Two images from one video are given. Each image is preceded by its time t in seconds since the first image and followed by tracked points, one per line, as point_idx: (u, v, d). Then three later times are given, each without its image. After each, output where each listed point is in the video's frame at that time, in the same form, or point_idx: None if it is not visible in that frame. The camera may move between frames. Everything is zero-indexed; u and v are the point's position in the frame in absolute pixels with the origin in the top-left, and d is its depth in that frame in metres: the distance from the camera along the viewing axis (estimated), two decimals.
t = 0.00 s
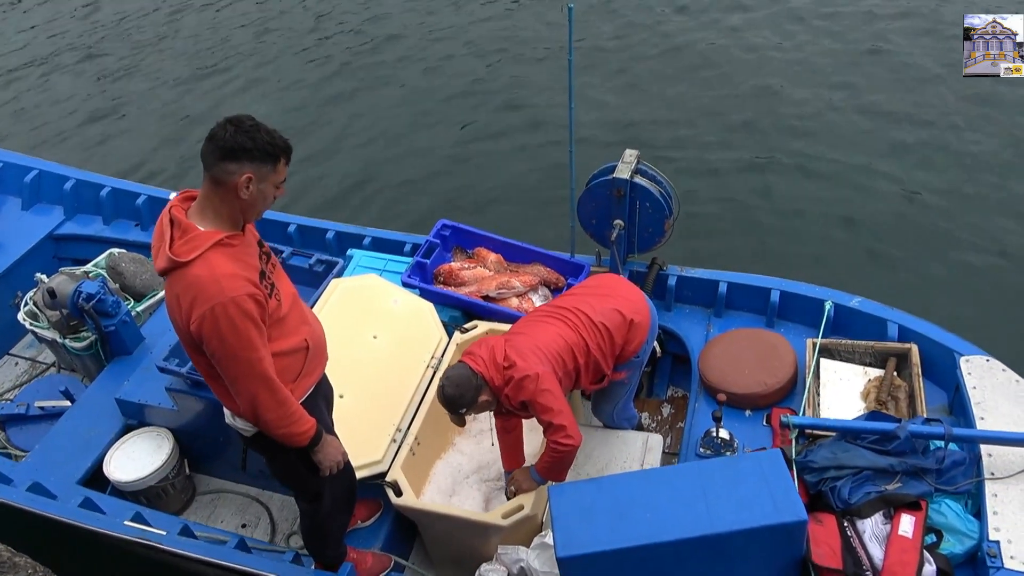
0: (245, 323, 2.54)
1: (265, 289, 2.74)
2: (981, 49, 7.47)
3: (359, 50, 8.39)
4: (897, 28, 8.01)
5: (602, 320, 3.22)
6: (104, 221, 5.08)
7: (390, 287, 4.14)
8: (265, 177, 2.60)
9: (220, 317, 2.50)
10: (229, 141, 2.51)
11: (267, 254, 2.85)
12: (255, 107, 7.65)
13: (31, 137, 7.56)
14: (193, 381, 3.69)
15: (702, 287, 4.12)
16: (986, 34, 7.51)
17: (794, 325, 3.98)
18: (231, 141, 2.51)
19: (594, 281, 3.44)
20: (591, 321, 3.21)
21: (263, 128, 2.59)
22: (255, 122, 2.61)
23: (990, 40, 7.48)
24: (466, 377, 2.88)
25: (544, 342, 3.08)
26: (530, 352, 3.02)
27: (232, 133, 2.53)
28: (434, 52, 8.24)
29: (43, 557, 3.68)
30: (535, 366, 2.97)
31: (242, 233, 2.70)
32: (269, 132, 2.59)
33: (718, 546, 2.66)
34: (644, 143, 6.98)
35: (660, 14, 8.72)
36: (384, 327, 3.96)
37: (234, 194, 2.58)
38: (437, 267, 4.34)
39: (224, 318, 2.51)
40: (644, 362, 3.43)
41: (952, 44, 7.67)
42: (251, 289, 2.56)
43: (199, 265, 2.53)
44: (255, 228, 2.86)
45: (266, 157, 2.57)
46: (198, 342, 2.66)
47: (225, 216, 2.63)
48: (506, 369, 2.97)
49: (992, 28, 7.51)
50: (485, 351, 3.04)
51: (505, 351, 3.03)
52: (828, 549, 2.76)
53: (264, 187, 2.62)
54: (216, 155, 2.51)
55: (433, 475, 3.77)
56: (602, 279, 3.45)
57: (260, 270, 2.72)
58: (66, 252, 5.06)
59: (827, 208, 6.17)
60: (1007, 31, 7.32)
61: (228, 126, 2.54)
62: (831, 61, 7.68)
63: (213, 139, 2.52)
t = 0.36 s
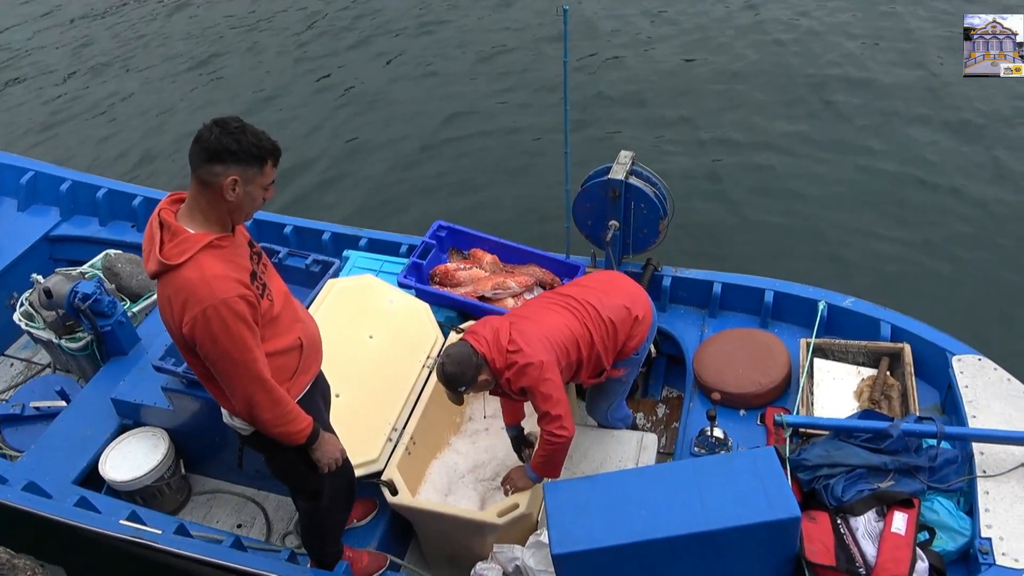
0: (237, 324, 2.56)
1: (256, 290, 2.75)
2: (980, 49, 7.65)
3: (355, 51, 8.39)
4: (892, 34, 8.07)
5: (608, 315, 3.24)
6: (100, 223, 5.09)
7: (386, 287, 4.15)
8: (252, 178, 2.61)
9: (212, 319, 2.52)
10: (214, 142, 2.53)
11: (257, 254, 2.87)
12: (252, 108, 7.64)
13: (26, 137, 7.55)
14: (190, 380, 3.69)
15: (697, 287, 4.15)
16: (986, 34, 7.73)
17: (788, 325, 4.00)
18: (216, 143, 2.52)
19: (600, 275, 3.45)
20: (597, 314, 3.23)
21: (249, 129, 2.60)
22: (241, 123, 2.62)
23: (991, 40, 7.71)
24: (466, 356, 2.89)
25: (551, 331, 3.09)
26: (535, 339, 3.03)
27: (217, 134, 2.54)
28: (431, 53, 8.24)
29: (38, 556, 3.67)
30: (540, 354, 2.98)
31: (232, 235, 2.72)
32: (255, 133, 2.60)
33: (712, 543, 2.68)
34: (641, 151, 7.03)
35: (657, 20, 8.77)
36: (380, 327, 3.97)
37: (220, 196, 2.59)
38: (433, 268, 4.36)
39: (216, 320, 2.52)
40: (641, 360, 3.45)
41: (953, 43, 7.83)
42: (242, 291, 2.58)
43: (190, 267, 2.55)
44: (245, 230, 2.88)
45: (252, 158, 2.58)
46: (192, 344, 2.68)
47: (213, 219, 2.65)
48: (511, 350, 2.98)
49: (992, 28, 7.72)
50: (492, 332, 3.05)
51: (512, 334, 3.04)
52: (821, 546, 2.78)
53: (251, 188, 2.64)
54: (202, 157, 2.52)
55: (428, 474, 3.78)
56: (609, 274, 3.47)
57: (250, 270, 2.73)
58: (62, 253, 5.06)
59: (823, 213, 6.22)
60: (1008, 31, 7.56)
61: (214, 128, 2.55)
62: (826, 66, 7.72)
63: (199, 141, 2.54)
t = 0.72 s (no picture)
0: (235, 333, 2.55)
1: (253, 298, 2.74)
2: (980, 49, 7.34)
3: (355, 45, 8.31)
4: (899, 25, 7.92)
5: (627, 312, 3.33)
6: (96, 219, 5.07)
7: (380, 287, 4.16)
8: (248, 185, 2.59)
9: (209, 328, 2.51)
10: (210, 151, 2.50)
11: (252, 261, 2.86)
12: (250, 101, 7.60)
13: (23, 130, 7.54)
14: (184, 383, 3.70)
15: (692, 288, 4.13)
16: (986, 34, 7.39)
17: (783, 326, 3.99)
18: (213, 152, 2.49)
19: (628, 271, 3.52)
20: (615, 305, 3.31)
21: (243, 137, 2.57)
22: (235, 130, 2.59)
23: (990, 40, 7.36)
24: (483, 268, 3.01)
25: (574, 303, 3.12)
26: (553, 307, 3.05)
27: (213, 144, 2.52)
28: (431, 47, 8.17)
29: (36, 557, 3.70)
30: (553, 325, 3.02)
31: (229, 243, 2.70)
32: (250, 141, 2.57)
33: (702, 552, 2.69)
34: (643, 142, 6.93)
35: (659, 11, 8.69)
36: (375, 328, 3.98)
37: (219, 204, 2.57)
38: (428, 266, 4.35)
39: (214, 330, 2.52)
40: (642, 365, 3.52)
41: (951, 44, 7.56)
42: (239, 300, 2.57)
43: (187, 277, 2.53)
44: (241, 235, 2.86)
45: (248, 166, 2.56)
46: (188, 352, 2.66)
47: (212, 227, 2.63)
48: (526, 302, 3.03)
49: (992, 28, 7.40)
50: (524, 271, 3.07)
51: (536, 288, 3.07)
52: (812, 553, 2.79)
53: (248, 195, 2.62)
54: (199, 167, 2.50)
55: (424, 475, 3.79)
56: (635, 274, 3.56)
57: (247, 278, 2.72)
58: (58, 249, 5.05)
59: (823, 206, 6.15)
60: (1008, 31, 7.21)
61: (209, 137, 2.53)
62: (830, 57, 7.63)
63: (195, 151, 2.51)
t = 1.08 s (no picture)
0: (231, 340, 2.53)
1: (249, 305, 2.72)
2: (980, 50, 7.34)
3: (354, 43, 8.29)
4: (901, 21, 7.88)
5: (621, 304, 3.35)
6: (91, 218, 5.06)
7: (374, 287, 4.16)
8: (246, 191, 2.56)
9: (206, 335, 2.48)
10: (205, 160, 2.46)
11: (248, 268, 2.83)
12: (248, 99, 7.59)
13: (22, 130, 7.55)
14: (179, 387, 3.70)
15: (688, 284, 4.11)
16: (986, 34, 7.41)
17: (780, 323, 3.97)
18: (208, 160, 2.46)
19: (633, 273, 3.54)
20: (614, 295, 3.33)
21: (237, 142, 2.54)
22: (227, 136, 2.56)
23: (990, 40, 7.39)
24: (485, 217, 3.04)
25: (576, 272, 3.17)
26: (553, 270, 3.10)
27: (207, 152, 2.48)
28: (430, 45, 8.15)
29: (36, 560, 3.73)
30: (551, 290, 3.08)
31: (227, 250, 2.67)
32: (244, 146, 2.54)
33: (694, 558, 2.69)
34: (641, 137, 6.90)
35: (657, 6, 8.65)
36: (369, 329, 3.98)
37: (217, 211, 2.55)
38: (423, 265, 4.33)
39: (211, 337, 2.49)
40: (627, 365, 3.51)
41: (951, 42, 7.51)
42: (236, 307, 2.55)
43: (184, 284, 2.50)
44: (237, 242, 2.84)
45: (244, 171, 2.53)
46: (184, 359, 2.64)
47: (209, 233, 2.60)
48: (524, 262, 3.08)
49: (992, 28, 7.41)
50: (528, 231, 3.10)
51: (537, 249, 3.11)
52: (805, 559, 2.81)
53: (246, 200, 2.59)
54: (196, 176, 2.46)
55: (419, 476, 3.79)
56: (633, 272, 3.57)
57: (244, 285, 2.69)
58: (55, 249, 5.05)
59: (822, 203, 6.13)
60: (1008, 31, 7.24)
61: (202, 146, 2.49)
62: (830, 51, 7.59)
63: (189, 161, 2.47)
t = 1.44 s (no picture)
0: (236, 333, 2.53)
1: (252, 298, 2.72)
2: (981, 48, 7.36)
3: (354, 43, 8.28)
4: (904, 18, 7.82)
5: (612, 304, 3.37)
6: (90, 219, 5.08)
7: (372, 286, 4.16)
8: (252, 182, 2.57)
9: (210, 327, 2.48)
10: (211, 153, 2.47)
11: (251, 262, 2.83)
12: (248, 99, 7.59)
13: (23, 132, 7.57)
14: (176, 386, 3.71)
15: (685, 283, 4.11)
16: (986, 34, 7.42)
17: (776, 322, 3.97)
18: (214, 153, 2.47)
19: (620, 274, 3.57)
20: (605, 294, 3.34)
21: (240, 135, 2.54)
22: (230, 129, 2.56)
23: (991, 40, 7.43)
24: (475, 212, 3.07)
25: (570, 268, 3.19)
26: (547, 264, 3.11)
27: (211, 146, 2.48)
28: (431, 45, 8.13)
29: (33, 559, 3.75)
30: (546, 282, 3.09)
31: (231, 242, 2.68)
32: (248, 137, 2.55)
33: (688, 555, 2.68)
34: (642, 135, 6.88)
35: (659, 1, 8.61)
36: (366, 327, 3.99)
37: (224, 203, 2.55)
38: (420, 264, 4.34)
39: (216, 329, 2.49)
40: (615, 367, 3.53)
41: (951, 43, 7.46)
42: (241, 299, 2.55)
43: (190, 275, 2.50)
44: (241, 235, 2.84)
45: (249, 163, 2.54)
46: (187, 351, 2.64)
47: (215, 226, 2.60)
48: (517, 255, 3.09)
49: (992, 28, 7.41)
50: (520, 225, 3.12)
51: (529, 243, 3.13)
52: (800, 555, 2.78)
53: (252, 191, 2.60)
54: (203, 170, 2.46)
55: (415, 475, 3.79)
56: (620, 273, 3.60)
57: (247, 278, 2.69)
58: (54, 249, 5.06)
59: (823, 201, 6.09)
60: (1007, 31, 7.23)
61: (206, 139, 2.49)
62: (831, 46, 7.56)
63: (194, 155, 2.47)
